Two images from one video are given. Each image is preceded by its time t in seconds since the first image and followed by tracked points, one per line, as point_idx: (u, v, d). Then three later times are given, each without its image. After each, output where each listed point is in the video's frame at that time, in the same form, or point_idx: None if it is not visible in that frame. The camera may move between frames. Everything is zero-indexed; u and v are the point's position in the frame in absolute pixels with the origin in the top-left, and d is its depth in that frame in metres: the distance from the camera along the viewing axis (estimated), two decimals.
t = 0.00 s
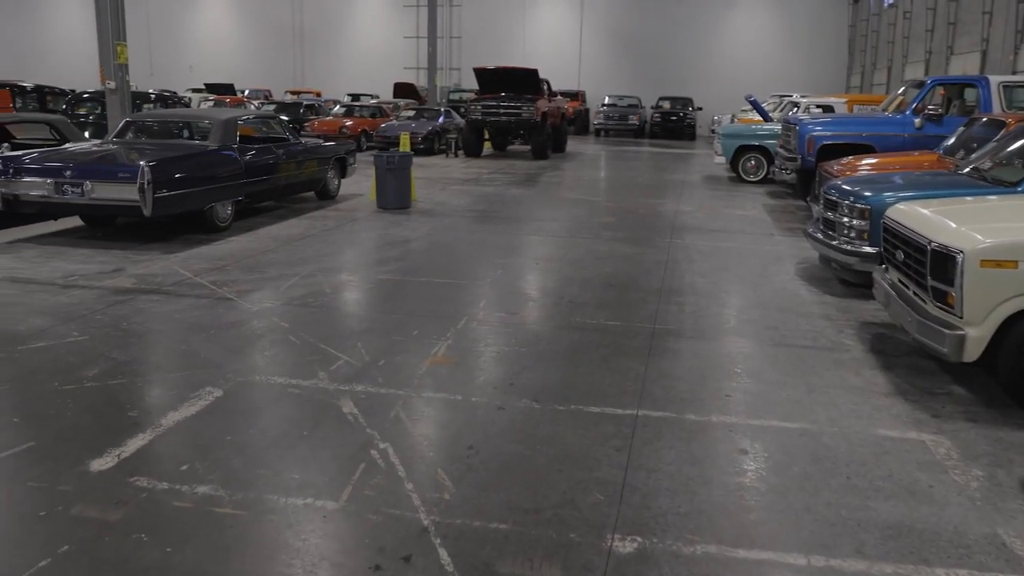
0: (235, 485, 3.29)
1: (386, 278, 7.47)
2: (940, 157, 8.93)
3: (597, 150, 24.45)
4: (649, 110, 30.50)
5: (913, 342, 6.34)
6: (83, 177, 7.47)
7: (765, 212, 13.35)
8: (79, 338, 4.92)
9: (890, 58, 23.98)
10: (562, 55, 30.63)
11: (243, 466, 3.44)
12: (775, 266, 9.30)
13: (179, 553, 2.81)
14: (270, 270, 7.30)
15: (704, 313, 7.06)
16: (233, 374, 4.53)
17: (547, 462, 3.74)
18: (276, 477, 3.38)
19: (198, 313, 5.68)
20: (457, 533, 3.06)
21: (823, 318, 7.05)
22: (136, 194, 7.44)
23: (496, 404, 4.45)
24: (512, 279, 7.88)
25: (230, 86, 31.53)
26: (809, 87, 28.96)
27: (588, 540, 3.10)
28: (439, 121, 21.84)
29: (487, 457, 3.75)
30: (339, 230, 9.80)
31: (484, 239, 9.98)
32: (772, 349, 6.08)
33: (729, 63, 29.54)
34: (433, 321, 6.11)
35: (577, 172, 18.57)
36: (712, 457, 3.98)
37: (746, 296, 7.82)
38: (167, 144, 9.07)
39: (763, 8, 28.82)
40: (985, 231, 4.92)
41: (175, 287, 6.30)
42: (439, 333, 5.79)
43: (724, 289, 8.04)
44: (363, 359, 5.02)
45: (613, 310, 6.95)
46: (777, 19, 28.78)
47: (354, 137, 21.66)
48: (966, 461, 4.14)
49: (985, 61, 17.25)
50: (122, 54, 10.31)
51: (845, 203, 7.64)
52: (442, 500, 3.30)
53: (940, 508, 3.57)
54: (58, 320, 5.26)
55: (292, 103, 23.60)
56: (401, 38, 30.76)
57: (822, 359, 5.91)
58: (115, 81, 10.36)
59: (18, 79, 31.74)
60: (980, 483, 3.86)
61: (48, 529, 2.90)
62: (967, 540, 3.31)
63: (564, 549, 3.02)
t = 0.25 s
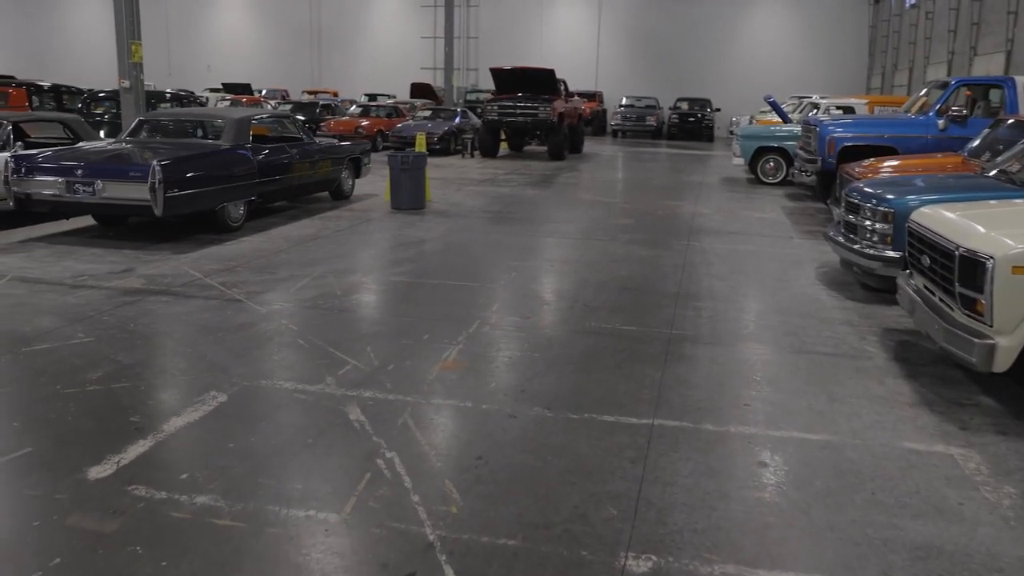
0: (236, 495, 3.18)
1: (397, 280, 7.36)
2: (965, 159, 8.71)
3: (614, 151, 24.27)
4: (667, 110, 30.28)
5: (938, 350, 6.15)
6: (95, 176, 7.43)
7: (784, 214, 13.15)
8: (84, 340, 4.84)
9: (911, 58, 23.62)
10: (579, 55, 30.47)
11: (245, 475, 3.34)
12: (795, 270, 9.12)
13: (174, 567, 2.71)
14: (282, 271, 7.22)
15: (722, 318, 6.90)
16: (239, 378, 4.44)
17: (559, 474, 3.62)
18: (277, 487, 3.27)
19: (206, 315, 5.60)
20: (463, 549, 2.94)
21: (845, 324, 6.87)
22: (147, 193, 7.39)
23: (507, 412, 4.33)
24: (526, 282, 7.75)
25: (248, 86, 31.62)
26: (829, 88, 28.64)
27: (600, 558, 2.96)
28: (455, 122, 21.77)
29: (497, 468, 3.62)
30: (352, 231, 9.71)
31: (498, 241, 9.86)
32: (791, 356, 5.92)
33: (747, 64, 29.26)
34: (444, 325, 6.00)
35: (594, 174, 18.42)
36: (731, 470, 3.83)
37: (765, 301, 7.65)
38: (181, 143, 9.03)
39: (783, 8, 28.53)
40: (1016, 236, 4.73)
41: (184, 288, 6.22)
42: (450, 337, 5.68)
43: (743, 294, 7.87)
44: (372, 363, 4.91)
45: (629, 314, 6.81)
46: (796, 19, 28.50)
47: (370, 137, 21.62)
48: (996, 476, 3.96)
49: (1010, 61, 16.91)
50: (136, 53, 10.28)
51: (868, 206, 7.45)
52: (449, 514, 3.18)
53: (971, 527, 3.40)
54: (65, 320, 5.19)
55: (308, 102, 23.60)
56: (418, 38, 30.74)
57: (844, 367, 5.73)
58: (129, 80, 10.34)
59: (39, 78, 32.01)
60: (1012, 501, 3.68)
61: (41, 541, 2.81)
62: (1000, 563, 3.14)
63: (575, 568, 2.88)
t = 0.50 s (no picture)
0: (241, 510, 3.08)
1: (413, 284, 7.26)
2: (996, 162, 8.46)
3: (634, 153, 24.07)
4: (688, 111, 30.01)
5: (969, 361, 5.94)
6: (110, 177, 7.39)
7: (807, 217, 12.91)
8: (94, 344, 4.77)
9: (937, 59, 23.21)
10: (600, 55, 30.28)
11: (251, 488, 3.23)
12: (819, 275, 8.91)
13: None
14: (296, 274, 7.15)
15: (745, 325, 6.73)
16: (249, 386, 4.34)
17: (575, 490, 3.48)
18: (283, 502, 3.16)
19: (219, 318, 5.52)
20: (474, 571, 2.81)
21: (872, 333, 6.67)
22: (162, 194, 7.34)
23: (522, 424, 4.20)
24: (543, 286, 7.61)
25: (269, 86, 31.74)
26: (853, 89, 28.25)
27: None
28: (475, 123, 21.69)
29: (511, 483, 3.49)
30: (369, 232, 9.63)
31: (517, 244, 9.74)
32: (817, 365, 5.74)
33: (770, 65, 28.93)
34: (460, 330, 5.88)
35: (614, 175, 18.25)
36: (755, 488, 3.67)
37: (788, 307, 7.46)
38: (198, 144, 8.98)
39: (807, 8, 28.17)
40: None
41: (197, 291, 6.15)
42: (465, 344, 5.56)
43: (766, 300, 7.69)
44: (385, 371, 4.80)
45: (648, 321, 6.65)
46: (820, 19, 28.15)
47: (390, 138, 21.59)
48: None
49: None
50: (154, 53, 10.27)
51: (895, 211, 7.23)
52: (460, 532, 3.05)
53: (1008, 553, 3.23)
54: (76, 323, 5.13)
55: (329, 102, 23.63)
56: (439, 38, 30.72)
57: (871, 377, 5.55)
58: (147, 80, 10.33)
59: (64, 78, 32.31)
60: None
61: (37, 557, 2.71)
62: None
63: None
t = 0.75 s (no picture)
0: (246, 524, 2.99)
1: (430, 288, 7.17)
2: None
3: (656, 154, 23.87)
4: (711, 112, 29.74)
5: (1001, 373, 5.74)
6: (128, 178, 7.37)
7: (832, 221, 12.68)
8: (105, 348, 4.72)
9: (965, 60, 22.78)
10: (622, 56, 30.08)
11: (257, 501, 3.15)
12: (844, 281, 8.72)
13: None
14: (312, 277, 7.08)
15: (768, 333, 6.57)
16: (259, 392, 4.27)
17: (591, 507, 3.36)
18: (289, 516, 3.07)
19: (232, 322, 5.46)
20: None
21: (899, 342, 6.49)
22: (179, 196, 7.31)
23: (537, 436, 4.09)
24: (562, 291, 7.50)
25: (291, 86, 31.86)
26: (879, 90, 27.82)
27: None
28: (496, 124, 21.61)
29: (525, 499, 3.38)
30: (387, 235, 9.57)
31: (535, 247, 9.64)
32: (842, 376, 5.58)
33: (794, 66, 28.58)
34: (476, 336, 5.79)
35: (635, 177, 18.08)
36: (779, 506, 3.54)
37: (813, 314, 7.30)
38: (217, 145, 8.96)
39: (832, 9, 27.79)
40: None
41: (213, 294, 6.11)
42: (481, 350, 5.46)
43: (789, 306, 7.52)
44: (398, 378, 4.71)
45: (668, 328, 6.52)
46: (845, 19, 27.75)
47: (410, 138, 21.56)
48: None
49: None
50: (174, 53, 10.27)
51: (923, 216, 7.03)
52: (471, 551, 2.95)
53: None
54: (89, 327, 5.10)
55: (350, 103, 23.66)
56: (461, 39, 30.70)
57: (898, 389, 5.38)
58: (167, 80, 10.34)
59: (90, 78, 32.64)
60: None
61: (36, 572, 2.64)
62: None
63: None
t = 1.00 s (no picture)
0: (250, 535, 2.91)
1: (447, 290, 7.08)
2: None
3: (679, 156, 23.65)
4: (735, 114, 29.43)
5: None
6: (146, 178, 7.37)
7: (858, 224, 12.44)
8: (117, 350, 4.68)
9: (997, 60, 22.29)
10: (646, 57, 29.87)
11: (262, 511, 3.07)
12: (870, 286, 8.52)
13: None
14: (329, 278, 7.03)
15: (792, 339, 6.41)
16: (270, 397, 4.20)
17: (605, 522, 3.25)
18: (294, 527, 2.99)
19: (247, 324, 5.41)
20: None
21: (928, 350, 6.30)
22: (197, 196, 7.29)
23: (553, 445, 3.98)
24: (581, 295, 7.39)
25: (314, 87, 31.99)
26: (907, 91, 27.36)
27: None
28: (518, 125, 21.52)
29: (537, 513, 3.27)
30: (406, 237, 9.51)
31: (555, 249, 9.53)
32: (868, 385, 5.41)
33: (820, 66, 28.20)
34: (492, 341, 5.69)
35: (657, 179, 17.90)
36: (802, 523, 3.40)
37: (838, 320, 7.12)
38: (237, 145, 8.95)
39: (860, 8, 27.37)
40: None
41: (229, 295, 6.07)
42: (497, 355, 5.36)
43: (814, 312, 7.35)
44: (412, 384, 4.63)
45: (690, 333, 6.38)
46: (873, 18, 27.33)
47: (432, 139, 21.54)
48: None
49: None
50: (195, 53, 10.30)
51: (953, 219, 6.82)
52: (480, 567, 2.85)
53: None
54: (103, 328, 5.07)
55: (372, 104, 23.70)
56: (484, 39, 30.66)
57: (928, 399, 5.20)
58: (188, 80, 10.37)
59: (117, 79, 33.02)
60: None
61: None
62: None
63: None
